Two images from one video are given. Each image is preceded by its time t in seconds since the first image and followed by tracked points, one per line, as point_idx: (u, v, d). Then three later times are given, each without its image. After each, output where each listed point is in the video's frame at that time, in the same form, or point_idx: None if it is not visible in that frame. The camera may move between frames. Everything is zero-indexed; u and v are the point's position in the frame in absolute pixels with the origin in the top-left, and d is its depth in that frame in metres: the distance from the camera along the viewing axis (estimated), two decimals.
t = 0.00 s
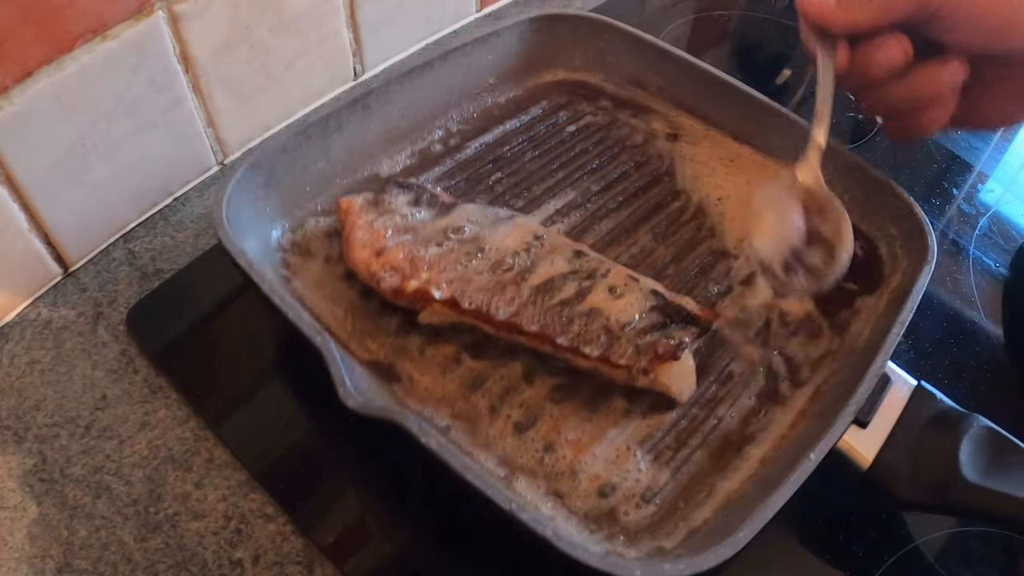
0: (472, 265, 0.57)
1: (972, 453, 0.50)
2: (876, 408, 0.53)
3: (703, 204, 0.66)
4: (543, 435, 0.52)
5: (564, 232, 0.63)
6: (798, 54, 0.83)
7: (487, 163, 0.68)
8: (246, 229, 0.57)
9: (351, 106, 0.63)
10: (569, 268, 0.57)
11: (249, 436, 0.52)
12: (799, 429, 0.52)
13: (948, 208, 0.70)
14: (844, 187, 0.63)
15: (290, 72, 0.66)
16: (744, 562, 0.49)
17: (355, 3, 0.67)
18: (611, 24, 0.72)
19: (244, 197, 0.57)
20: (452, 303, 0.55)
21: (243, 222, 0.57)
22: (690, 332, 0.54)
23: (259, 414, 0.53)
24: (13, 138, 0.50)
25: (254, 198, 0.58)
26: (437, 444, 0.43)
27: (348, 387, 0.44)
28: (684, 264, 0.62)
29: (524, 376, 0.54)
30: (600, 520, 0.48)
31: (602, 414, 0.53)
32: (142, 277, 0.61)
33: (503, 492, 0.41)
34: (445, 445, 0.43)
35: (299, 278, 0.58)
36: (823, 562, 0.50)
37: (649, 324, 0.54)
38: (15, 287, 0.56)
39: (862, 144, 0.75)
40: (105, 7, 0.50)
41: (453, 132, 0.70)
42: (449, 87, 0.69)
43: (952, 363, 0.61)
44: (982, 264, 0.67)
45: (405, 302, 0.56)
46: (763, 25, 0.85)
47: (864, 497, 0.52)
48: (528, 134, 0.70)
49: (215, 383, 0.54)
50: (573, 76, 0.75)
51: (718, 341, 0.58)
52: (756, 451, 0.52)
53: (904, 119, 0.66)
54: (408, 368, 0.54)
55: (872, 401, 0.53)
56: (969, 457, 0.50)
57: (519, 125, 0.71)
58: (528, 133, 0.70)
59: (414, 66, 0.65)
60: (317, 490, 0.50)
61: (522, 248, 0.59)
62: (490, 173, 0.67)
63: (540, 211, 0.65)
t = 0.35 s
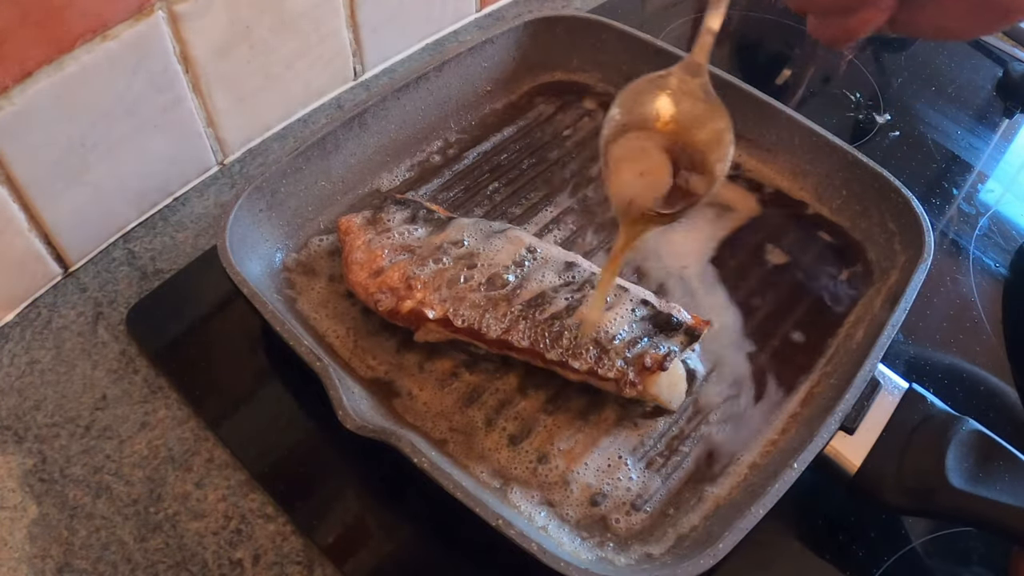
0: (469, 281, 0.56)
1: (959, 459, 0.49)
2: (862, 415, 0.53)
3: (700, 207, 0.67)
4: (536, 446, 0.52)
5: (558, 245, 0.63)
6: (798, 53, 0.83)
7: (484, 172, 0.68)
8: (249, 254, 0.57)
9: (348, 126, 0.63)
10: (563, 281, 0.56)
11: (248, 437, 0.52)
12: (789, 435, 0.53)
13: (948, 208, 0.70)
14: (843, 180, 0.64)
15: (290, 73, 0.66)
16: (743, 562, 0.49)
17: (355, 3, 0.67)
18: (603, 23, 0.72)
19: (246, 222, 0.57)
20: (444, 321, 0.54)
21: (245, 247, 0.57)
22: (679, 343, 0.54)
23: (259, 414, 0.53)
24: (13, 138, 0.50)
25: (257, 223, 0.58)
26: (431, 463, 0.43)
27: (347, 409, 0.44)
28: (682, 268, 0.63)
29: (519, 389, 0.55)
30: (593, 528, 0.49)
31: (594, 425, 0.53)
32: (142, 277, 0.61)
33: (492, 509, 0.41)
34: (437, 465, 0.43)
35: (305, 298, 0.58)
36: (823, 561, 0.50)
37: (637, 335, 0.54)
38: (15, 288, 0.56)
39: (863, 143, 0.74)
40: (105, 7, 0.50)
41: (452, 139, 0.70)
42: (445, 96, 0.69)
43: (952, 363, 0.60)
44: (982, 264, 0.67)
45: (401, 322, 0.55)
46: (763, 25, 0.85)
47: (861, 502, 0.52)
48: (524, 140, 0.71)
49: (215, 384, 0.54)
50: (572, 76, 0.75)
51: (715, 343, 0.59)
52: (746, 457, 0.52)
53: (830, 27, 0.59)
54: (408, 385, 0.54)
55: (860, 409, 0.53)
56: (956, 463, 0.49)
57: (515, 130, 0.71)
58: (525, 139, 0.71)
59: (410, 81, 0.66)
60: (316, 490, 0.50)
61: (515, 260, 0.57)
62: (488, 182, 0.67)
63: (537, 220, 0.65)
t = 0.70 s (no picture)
0: (469, 279, 0.56)
1: (960, 457, 0.49)
2: (862, 415, 0.52)
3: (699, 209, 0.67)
4: (536, 446, 0.52)
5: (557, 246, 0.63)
6: (798, 54, 0.83)
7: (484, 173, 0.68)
8: (249, 253, 0.57)
9: (348, 125, 0.63)
10: (562, 280, 0.56)
11: (248, 437, 0.52)
12: (789, 434, 0.53)
13: (948, 208, 0.70)
14: (842, 180, 0.64)
15: (290, 73, 0.66)
16: (743, 561, 0.49)
17: (355, 3, 0.67)
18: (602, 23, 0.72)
19: (247, 221, 0.57)
20: (444, 321, 0.54)
21: (246, 246, 0.57)
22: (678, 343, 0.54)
23: (259, 415, 0.53)
24: (14, 138, 0.50)
25: (257, 221, 0.58)
26: (430, 463, 0.43)
27: (346, 409, 0.44)
28: (683, 267, 0.63)
29: (517, 389, 0.55)
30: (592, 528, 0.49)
31: (593, 424, 0.53)
32: (142, 277, 0.61)
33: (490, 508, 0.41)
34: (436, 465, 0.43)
35: (304, 298, 0.58)
36: (823, 562, 0.50)
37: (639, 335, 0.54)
38: (15, 288, 0.56)
39: (863, 143, 0.75)
40: (105, 7, 0.50)
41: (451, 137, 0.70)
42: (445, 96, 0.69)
43: (952, 363, 0.61)
44: (982, 264, 0.67)
45: (400, 322, 0.55)
46: (762, 26, 0.85)
47: (860, 502, 0.52)
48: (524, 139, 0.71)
49: (215, 384, 0.54)
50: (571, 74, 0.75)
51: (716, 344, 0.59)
52: (746, 458, 0.52)
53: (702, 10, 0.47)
54: (407, 386, 0.54)
55: (859, 409, 0.53)
56: (956, 464, 0.49)
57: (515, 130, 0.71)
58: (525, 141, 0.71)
59: (411, 80, 0.65)
60: (316, 490, 0.50)
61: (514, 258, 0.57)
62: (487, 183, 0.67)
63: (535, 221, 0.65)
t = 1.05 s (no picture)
0: (467, 274, 0.56)
1: (961, 456, 0.49)
2: (863, 413, 0.52)
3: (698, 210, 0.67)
4: (535, 446, 0.52)
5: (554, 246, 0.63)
6: (798, 54, 0.83)
7: (481, 173, 0.68)
8: (246, 254, 0.57)
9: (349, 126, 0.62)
10: (562, 280, 0.57)
11: (248, 437, 0.52)
12: (789, 434, 0.53)
13: (948, 208, 0.70)
14: (842, 178, 0.64)
15: (290, 73, 0.66)
16: (743, 561, 0.49)
17: (354, 3, 0.67)
18: (595, 21, 0.72)
19: (246, 224, 0.57)
20: (444, 322, 0.53)
21: (244, 248, 0.56)
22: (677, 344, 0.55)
23: (259, 415, 0.53)
24: (14, 138, 0.50)
25: (255, 223, 0.58)
26: (430, 465, 0.42)
27: (346, 410, 0.44)
28: (682, 267, 0.63)
29: (516, 391, 0.54)
30: (592, 528, 0.49)
31: (592, 424, 0.53)
32: (142, 277, 0.61)
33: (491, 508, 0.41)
34: (435, 465, 0.43)
35: (303, 299, 0.58)
36: (823, 562, 0.50)
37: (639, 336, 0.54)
38: (15, 288, 0.56)
39: (863, 143, 0.75)
40: (105, 7, 0.50)
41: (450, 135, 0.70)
42: (444, 96, 0.70)
43: (953, 363, 0.60)
44: (982, 264, 0.67)
45: (399, 322, 0.55)
46: (762, 26, 0.85)
47: (861, 502, 0.52)
48: (522, 138, 0.71)
49: (216, 384, 0.54)
50: (570, 74, 0.75)
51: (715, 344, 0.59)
52: (746, 457, 0.52)
53: None
54: (406, 388, 0.54)
55: (860, 407, 0.53)
56: (955, 462, 0.49)
57: (513, 129, 0.71)
58: (524, 140, 0.71)
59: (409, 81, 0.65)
60: (316, 490, 0.50)
61: (513, 257, 0.57)
62: (487, 183, 0.67)
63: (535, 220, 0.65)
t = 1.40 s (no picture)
0: (469, 279, 0.56)
1: (961, 456, 0.49)
2: (864, 413, 0.52)
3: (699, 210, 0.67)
4: (536, 444, 0.52)
5: (557, 246, 0.63)
6: (798, 54, 0.83)
7: (480, 172, 0.68)
8: (246, 254, 0.57)
9: (348, 125, 0.62)
10: (564, 280, 0.56)
11: (248, 437, 0.52)
12: (789, 434, 0.53)
13: (948, 208, 0.70)
14: (842, 178, 0.64)
15: (290, 72, 0.66)
16: (744, 561, 0.49)
17: (355, 3, 0.67)
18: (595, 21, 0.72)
19: (245, 225, 0.57)
20: (444, 322, 0.54)
21: (244, 248, 0.57)
22: (679, 344, 0.54)
23: (259, 415, 0.53)
24: (14, 139, 0.50)
25: (255, 222, 0.58)
26: (430, 464, 0.42)
27: (346, 410, 0.44)
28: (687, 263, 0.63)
29: (517, 392, 0.54)
30: (592, 527, 0.49)
31: (594, 422, 0.53)
32: (142, 277, 0.61)
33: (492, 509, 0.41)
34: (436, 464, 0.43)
35: (301, 296, 0.58)
36: (823, 562, 0.50)
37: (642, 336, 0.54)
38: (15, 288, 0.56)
39: (863, 143, 0.75)
40: (105, 7, 0.50)
41: (451, 134, 0.70)
42: (446, 95, 0.69)
43: (953, 363, 0.60)
44: (982, 264, 0.67)
45: (400, 322, 0.55)
46: (762, 26, 0.85)
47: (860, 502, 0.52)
48: (520, 140, 0.70)
49: (216, 384, 0.54)
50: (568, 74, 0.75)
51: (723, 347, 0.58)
52: (747, 457, 0.52)
53: None
54: (405, 388, 0.54)
55: (860, 407, 0.52)
56: (955, 462, 0.49)
57: (511, 131, 0.71)
58: (519, 143, 0.70)
59: (409, 82, 0.65)
60: (317, 490, 0.50)
61: (515, 255, 0.57)
62: (488, 182, 0.67)
63: (535, 220, 0.65)
